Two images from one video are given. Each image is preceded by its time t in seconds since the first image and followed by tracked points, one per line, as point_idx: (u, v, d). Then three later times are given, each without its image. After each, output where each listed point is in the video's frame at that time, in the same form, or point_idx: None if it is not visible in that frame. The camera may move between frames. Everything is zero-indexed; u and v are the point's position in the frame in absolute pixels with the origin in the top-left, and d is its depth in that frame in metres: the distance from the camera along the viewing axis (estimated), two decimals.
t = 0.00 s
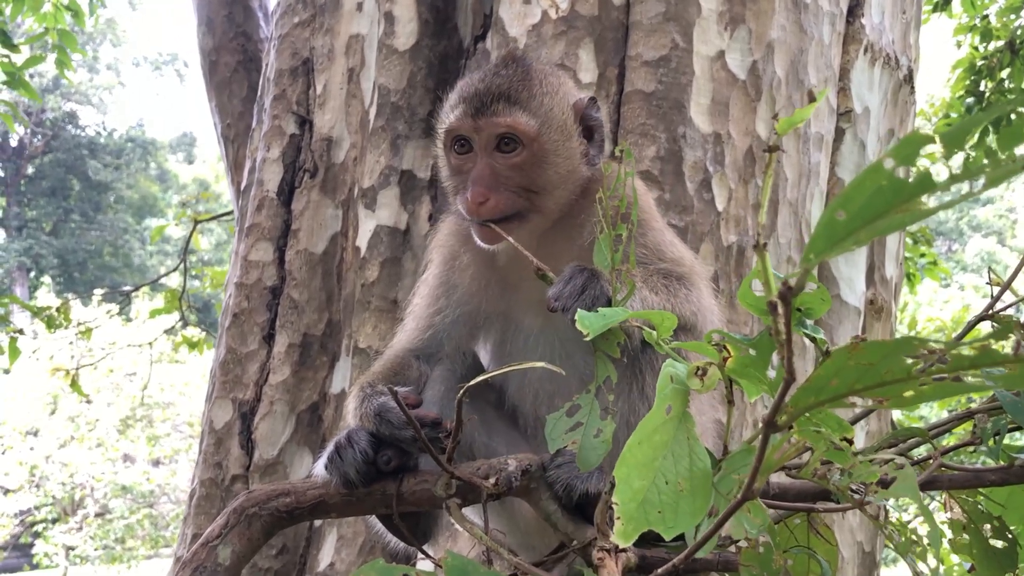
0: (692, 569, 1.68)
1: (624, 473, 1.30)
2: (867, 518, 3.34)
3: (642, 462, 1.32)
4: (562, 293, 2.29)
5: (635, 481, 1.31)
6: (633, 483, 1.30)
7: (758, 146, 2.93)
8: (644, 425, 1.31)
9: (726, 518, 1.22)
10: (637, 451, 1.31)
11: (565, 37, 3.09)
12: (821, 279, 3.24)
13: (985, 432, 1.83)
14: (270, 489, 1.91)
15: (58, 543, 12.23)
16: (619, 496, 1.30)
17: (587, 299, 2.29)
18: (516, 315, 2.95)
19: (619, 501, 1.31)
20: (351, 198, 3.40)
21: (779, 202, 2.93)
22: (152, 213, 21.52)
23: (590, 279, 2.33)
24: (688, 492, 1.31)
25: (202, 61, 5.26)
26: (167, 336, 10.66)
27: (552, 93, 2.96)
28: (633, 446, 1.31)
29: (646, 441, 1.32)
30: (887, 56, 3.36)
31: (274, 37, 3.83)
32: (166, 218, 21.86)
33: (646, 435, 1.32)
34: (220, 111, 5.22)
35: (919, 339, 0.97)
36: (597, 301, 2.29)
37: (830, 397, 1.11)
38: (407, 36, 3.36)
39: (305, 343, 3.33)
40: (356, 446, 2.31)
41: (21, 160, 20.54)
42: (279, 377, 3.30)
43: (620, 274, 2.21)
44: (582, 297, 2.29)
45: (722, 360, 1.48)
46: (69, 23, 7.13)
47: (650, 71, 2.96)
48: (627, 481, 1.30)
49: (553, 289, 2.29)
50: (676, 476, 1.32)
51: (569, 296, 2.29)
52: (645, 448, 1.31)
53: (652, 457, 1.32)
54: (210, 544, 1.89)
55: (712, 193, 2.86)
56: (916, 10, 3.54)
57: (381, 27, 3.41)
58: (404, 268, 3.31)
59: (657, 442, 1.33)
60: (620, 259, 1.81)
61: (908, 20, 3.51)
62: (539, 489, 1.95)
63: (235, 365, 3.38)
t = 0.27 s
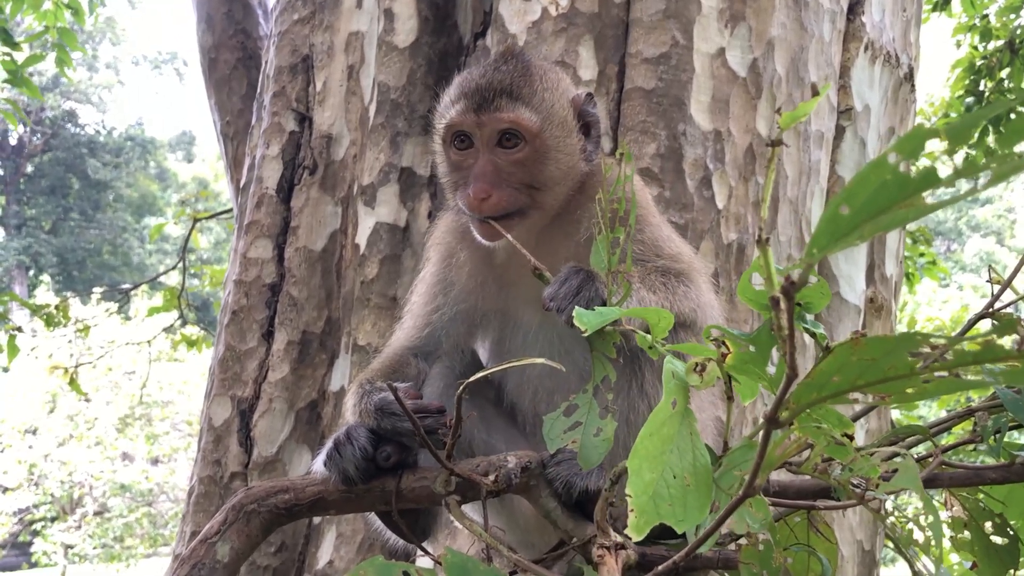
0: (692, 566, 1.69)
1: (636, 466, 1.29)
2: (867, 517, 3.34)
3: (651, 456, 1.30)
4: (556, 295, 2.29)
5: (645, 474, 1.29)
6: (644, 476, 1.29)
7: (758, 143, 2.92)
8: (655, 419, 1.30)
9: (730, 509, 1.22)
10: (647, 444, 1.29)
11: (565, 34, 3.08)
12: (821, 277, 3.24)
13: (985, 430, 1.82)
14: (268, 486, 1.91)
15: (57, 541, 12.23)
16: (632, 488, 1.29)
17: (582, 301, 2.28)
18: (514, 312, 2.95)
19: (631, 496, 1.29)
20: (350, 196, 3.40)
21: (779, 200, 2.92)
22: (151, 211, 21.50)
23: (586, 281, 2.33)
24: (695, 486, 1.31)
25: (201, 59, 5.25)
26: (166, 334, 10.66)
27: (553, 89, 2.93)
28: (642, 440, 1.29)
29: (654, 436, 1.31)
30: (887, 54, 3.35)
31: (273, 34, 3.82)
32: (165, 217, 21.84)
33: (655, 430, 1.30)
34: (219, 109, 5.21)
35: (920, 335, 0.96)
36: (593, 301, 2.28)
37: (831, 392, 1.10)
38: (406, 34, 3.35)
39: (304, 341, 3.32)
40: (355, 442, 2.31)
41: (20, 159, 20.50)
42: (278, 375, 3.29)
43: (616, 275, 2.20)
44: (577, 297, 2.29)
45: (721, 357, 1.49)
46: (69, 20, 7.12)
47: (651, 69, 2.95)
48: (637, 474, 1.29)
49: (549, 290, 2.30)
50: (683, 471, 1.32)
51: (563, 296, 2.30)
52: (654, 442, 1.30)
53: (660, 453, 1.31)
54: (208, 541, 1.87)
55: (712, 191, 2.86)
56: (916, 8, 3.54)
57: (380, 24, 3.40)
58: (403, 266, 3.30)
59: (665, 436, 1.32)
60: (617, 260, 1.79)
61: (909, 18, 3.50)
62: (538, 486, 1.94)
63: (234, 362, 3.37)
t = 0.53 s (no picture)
0: (689, 568, 1.68)
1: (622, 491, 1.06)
2: (864, 518, 3.34)
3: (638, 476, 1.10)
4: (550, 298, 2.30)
5: (632, 498, 1.07)
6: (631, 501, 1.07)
7: (757, 145, 2.92)
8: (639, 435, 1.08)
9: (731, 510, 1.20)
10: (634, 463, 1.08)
11: (563, 35, 3.08)
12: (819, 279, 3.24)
13: (983, 432, 1.82)
14: (267, 487, 1.90)
15: (54, 541, 12.22)
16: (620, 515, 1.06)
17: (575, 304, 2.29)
18: (513, 313, 2.96)
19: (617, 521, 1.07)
20: (349, 197, 3.40)
21: (777, 202, 2.93)
22: (150, 211, 21.47)
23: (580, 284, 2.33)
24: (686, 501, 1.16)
25: (200, 59, 5.24)
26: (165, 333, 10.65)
27: (548, 88, 2.95)
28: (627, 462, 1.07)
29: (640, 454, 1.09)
30: (885, 56, 3.36)
31: (272, 35, 3.82)
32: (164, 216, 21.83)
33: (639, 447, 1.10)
34: (218, 109, 5.20)
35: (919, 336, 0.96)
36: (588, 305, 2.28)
37: (830, 394, 1.10)
38: (405, 34, 3.35)
39: (302, 342, 3.32)
40: (353, 444, 2.31)
41: (18, 158, 20.45)
42: (276, 376, 3.29)
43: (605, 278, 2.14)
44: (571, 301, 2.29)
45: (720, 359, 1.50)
46: (68, 19, 7.11)
47: (649, 70, 2.96)
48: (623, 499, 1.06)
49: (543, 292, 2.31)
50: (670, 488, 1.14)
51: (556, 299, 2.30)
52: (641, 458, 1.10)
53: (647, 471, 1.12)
54: (207, 541, 1.87)
55: (710, 192, 2.86)
56: (914, 10, 3.54)
57: (379, 25, 3.40)
58: (401, 267, 3.30)
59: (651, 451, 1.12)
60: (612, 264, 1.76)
61: (907, 20, 3.50)
62: (536, 488, 1.94)
63: (232, 363, 3.37)
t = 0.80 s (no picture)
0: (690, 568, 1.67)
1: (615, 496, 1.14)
2: (863, 517, 3.35)
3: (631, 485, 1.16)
4: (546, 300, 2.30)
5: (626, 505, 1.15)
6: (624, 508, 1.14)
7: (757, 143, 2.93)
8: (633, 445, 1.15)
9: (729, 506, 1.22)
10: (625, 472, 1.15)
11: (563, 34, 3.09)
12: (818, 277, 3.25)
13: (983, 430, 1.82)
14: (267, 484, 1.90)
15: (52, 540, 12.20)
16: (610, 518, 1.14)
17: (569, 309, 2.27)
18: (514, 312, 2.96)
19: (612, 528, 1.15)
20: (348, 195, 3.40)
21: (777, 200, 2.93)
22: (148, 210, 21.45)
23: (576, 289, 2.33)
24: (683, 510, 1.17)
25: (199, 57, 5.24)
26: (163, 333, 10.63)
27: (544, 79, 3.00)
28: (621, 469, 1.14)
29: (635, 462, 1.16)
30: (884, 55, 3.36)
31: (271, 33, 3.81)
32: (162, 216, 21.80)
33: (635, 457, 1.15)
34: (217, 107, 5.20)
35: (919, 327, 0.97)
36: (583, 309, 2.27)
37: (830, 388, 1.10)
38: (405, 33, 3.35)
39: (301, 340, 3.32)
40: (353, 442, 2.30)
41: (16, 157, 20.42)
42: (275, 374, 3.29)
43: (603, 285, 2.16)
44: (567, 306, 2.28)
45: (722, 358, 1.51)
46: (67, 18, 7.10)
47: (649, 69, 2.96)
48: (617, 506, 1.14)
49: (539, 294, 2.31)
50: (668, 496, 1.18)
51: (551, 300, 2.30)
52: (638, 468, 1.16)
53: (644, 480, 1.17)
54: (207, 539, 1.87)
55: (710, 191, 2.86)
56: (913, 10, 3.54)
57: (379, 23, 3.40)
58: (401, 265, 3.29)
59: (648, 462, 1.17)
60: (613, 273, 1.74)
61: (906, 19, 3.51)
62: (536, 486, 1.93)
63: (231, 361, 3.36)
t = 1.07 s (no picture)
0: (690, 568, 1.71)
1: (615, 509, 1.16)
2: (862, 517, 3.35)
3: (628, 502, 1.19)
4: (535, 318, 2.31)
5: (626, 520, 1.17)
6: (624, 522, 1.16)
7: (756, 144, 2.93)
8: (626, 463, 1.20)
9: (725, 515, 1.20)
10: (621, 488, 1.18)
11: (563, 35, 3.09)
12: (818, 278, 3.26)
13: (982, 432, 1.84)
14: (268, 485, 1.91)
15: (50, 540, 12.19)
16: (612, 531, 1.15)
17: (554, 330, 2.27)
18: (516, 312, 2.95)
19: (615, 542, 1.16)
20: (348, 195, 3.40)
21: (776, 201, 2.93)
22: (146, 209, 21.43)
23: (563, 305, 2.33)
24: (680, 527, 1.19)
25: (199, 57, 5.25)
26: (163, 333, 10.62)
27: (547, 79, 3.01)
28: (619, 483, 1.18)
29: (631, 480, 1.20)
30: (884, 56, 3.36)
31: (272, 33, 3.82)
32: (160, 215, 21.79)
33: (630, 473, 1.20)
34: (216, 107, 5.20)
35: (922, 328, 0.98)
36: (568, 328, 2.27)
37: (832, 389, 1.11)
38: (405, 33, 3.35)
39: (301, 340, 3.32)
40: (354, 443, 2.31)
41: (15, 156, 20.42)
42: (275, 374, 3.29)
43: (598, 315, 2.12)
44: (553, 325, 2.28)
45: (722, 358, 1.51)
46: (67, 18, 7.10)
47: (649, 70, 2.96)
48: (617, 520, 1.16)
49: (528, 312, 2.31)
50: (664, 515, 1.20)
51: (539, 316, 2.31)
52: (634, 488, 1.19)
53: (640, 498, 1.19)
54: (208, 539, 1.87)
55: (709, 192, 2.86)
56: (912, 11, 3.55)
57: (379, 24, 3.41)
58: (401, 266, 3.29)
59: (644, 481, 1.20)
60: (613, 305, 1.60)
61: (906, 20, 3.51)
62: (536, 486, 1.93)
63: (231, 361, 3.37)
